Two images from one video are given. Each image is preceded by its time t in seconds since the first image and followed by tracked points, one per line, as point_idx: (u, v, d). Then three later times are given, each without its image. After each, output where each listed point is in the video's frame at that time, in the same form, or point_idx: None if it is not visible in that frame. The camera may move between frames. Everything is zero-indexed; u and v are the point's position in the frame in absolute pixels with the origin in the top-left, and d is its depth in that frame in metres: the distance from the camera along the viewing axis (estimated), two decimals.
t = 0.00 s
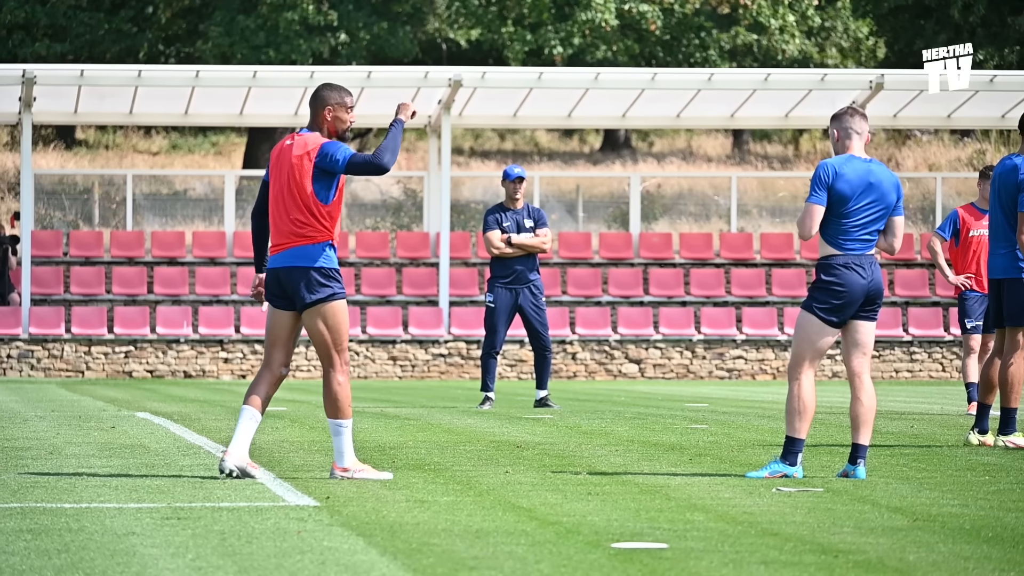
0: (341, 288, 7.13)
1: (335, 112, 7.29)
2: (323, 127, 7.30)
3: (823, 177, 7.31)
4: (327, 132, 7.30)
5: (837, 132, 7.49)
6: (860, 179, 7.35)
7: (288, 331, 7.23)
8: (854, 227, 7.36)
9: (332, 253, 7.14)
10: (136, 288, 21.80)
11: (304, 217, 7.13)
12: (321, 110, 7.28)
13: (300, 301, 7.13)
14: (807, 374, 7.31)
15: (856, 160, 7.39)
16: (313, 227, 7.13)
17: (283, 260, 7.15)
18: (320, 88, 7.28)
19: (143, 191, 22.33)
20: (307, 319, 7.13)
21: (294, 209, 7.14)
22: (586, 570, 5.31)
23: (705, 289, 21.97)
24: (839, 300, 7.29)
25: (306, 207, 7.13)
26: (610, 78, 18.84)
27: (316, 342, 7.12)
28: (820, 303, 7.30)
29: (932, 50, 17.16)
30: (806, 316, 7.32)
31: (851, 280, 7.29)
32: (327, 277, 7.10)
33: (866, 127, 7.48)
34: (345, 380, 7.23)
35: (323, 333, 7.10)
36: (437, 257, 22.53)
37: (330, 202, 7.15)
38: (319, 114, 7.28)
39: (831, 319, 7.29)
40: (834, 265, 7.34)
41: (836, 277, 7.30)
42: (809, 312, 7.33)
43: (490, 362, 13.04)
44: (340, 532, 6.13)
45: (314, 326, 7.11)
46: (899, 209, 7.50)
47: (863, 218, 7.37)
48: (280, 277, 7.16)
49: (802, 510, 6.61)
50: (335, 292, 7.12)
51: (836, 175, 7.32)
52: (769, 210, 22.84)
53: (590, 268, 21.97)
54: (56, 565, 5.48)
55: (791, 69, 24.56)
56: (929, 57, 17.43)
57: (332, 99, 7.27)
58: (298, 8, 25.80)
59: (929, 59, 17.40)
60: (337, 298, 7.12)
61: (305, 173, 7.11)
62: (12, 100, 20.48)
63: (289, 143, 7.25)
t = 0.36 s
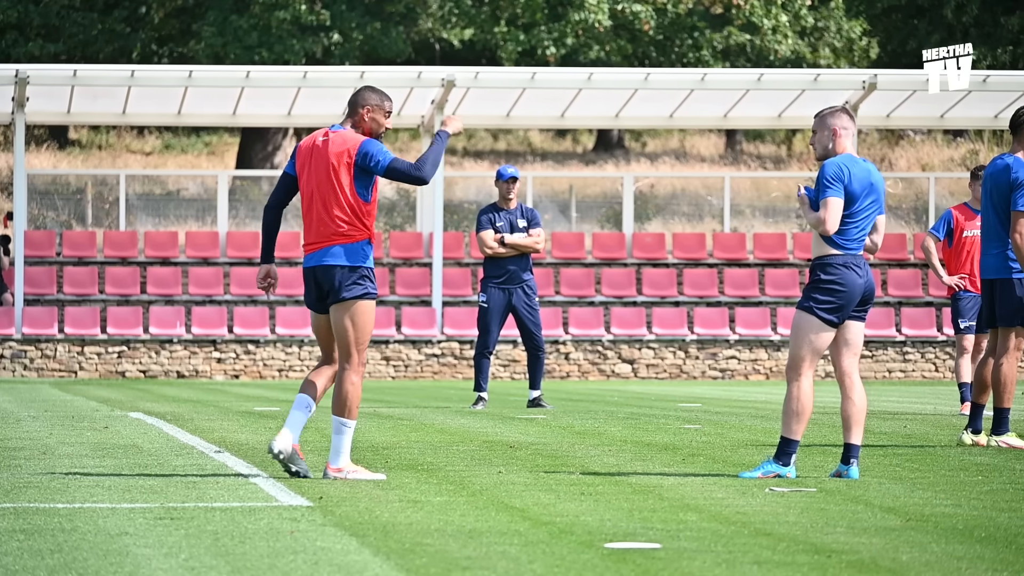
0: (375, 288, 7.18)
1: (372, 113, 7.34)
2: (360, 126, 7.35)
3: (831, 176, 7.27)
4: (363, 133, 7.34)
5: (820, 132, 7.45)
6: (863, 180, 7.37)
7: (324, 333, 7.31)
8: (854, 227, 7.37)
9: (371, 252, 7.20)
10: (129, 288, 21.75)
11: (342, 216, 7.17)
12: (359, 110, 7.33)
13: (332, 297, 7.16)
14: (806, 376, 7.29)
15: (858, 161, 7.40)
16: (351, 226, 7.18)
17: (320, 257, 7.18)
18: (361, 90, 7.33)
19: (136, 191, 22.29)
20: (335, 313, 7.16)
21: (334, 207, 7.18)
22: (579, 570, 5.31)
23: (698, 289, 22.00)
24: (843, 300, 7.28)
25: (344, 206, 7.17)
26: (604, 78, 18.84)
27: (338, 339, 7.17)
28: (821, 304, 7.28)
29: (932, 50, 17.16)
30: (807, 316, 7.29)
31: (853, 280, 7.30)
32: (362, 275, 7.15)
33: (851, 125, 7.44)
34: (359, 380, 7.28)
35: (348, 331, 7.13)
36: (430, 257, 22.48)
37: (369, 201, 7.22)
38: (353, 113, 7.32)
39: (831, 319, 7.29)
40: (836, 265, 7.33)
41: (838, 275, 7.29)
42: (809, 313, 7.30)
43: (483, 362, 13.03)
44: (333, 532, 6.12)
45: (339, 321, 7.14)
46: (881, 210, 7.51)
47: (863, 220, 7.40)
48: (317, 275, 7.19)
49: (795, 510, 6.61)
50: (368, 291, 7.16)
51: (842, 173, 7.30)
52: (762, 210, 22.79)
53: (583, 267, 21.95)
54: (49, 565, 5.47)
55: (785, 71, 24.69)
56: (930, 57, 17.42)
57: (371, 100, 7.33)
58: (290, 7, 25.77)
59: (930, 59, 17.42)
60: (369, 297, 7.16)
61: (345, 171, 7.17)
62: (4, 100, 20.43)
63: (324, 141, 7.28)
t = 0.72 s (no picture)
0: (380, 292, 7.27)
1: (389, 114, 7.45)
2: (376, 127, 7.47)
3: (818, 176, 7.27)
4: (379, 134, 7.47)
5: (805, 130, 7.43)
6: (850, 180, 7.36)
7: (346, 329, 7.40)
8: (841, 227, 7.37)
9: (382, 256, 7.32)
10: (116, 288, 21.63)
11: (356, 216, 7.26)
12: (377, 112, 7.44)
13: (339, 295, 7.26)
14: (795, 374, 7.28)
15: (845, 162, 7.39)
16: (364, 229, 7.28)
17: (332, 258, 7.30)
18: (378, 90, 7.44)
19: (123, 191, 22.26)
20: (341, 313, 7.25)
21: (347, 208, 7.26)
22: (568, 570, 5.29)
23: (686, 289, 21.98)
24: (829, 300, 7.28)
25: (359, 208, 7.26)
26: (592, 79, 18.82)
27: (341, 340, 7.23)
28: (806, 304, 7.28)
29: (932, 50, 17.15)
30: (792, 316, 7.30)
31: (839, 280, 7.30)
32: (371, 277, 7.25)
33: (833, 124, 7.41)
34: (353, 381, 7.29)
35: (349, 331, 7.20)
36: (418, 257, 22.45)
37: (381, 204, 7.32)
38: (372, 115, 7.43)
39: (818, 318, 7.29)
40: (822, 264, 7.33)
41: (824, 275, 7.30)
42: (793, 312, 7.30)
43: (470, 362, 13.02)
44: (321, 532, 6.10)
45: (343, 322, 7.22)
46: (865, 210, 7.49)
47: (851, 219, 7.39)
48: (329, 277, 7.33)
49: (783, 510, 6.61)
50: (373, 294, 7.25)
51: (827, 173, 7.29)
52: (750, 210, 22.79)
53: (571, 267, 21.95)
54: (37, 565, 5.44)
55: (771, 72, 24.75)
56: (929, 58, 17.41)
57: (388, 101, 7.43)
58: (278, 7, 25.82)
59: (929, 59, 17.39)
60: (374, 300, 7.25)
61: (361, 172, 7.26)
62: None
63: (341, 142, 7.37)
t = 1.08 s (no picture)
0: (395, 289, 7.30)
1: (401, 114, 7.48)
2: (389, 127, 7.51)
3: (791, 176, 7.28)
4: (393, 134, 7.51)
5: (788, 131, 7.43)
6: (824, 179, 7.35)
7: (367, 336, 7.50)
8: (816, 227, 7.36)
9: (396, 254, 7.35)
10: (99, 289, 21.55)
11: (367, 214, 7.32)
12: (387, 111, 7.49)
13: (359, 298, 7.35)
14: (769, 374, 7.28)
15: (819, 161, 7.39)
16: (374, 227, 7.32)
17: (348, 260, 7.39)
18: (391, 90, 7.48)
19: (105, 191, 22.04)
20: (368, 311, 7.34)
21: (359, 208, 7.33)
22: (550, 570, 5.27)
23: (668, 289, 21.96)
24: (804, 301, 7.26)
25: (367, 206, 7.32)
26: (573, 79, 18.78)
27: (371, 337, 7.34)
28: (782, 304, 7.25)
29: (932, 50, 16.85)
30: (767, 317, 7.29)
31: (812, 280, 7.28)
32: (384, 276, 7.29)
33: (814, 124, 7.40)
34: (381, 374, 7.28)
35: (381, 327, 7.29)
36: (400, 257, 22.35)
37: (393, 202, 7.35)
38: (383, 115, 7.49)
39: (795, 319, 7.27)
40: (797, 265, 7.33)
41: (797, 274, 7.29)
42: (769, 312, 7.29)
43: (452, 363, 12.99)
44: (303, 533, 6.06)
45: (373, 320, 7.32)
46: (851, 207, 7.51)
47: (826, 219, 7.38)
48: (347, 276, 7.39)
49: (765, 510, 6.60)
50: (389, 292, 7.29)
51: (800, 172, 7.30)
52: (732, 210, 22.69)
53: (553, 268, 21.92)
54: (17, 566, 5.40)
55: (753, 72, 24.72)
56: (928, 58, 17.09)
57: (401, 101, 7.47)
58: (259, 9, 25.72)
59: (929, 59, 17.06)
60: (393, 298, 7.29)
61: (367, 172, 7.31)
62: None
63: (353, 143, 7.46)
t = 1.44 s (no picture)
0: (396, 288, 7.29)
1: (392, 115, 7.43)
2: (380, 128, 7.48)
3: (760, 176, 7.25)
4: (384, 135, 7.49)
5: (758, 133, 7.41)
6: (794, 180, 7.35)
7: (359, 334, 7.47)
8: (786, 228, 7.34)
9: (388, 252, 7.33)
10: (68, 291, 21.25)
11: (361, 214, 7.30)
12: (377, 111, 7.46)
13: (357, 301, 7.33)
14: (739, 376, 7.28)
15: (790, 162, 7.38)
16: (367, 227, 7.31)
17: (339, 260, 7.36)
18: (383, 92, 7.43)
19: (74, 193, 21.89)
20: (370, 316, 7.33)
21: (353, 208, 7.30)
22: (519, 571, 5.23)
23: (637, 291, 21.92)
24: (776, 301, 7.25)
25: (360, 207, 7.30)
26: (543, 80, 18.74)
27: (383, 339, 7.35)
28: (752, 305, 7.25)
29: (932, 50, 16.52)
30: (737, 318, 7.28)
31: (784, 281, 7.26)
32: (381, 275, 7.28)
33: (784, 125, 7.39)
34: (411, 373, 7.45)
35: (388, 331, 7.32)
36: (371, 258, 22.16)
37: (384, 202, 7.32)
38: (373, 115, 7.46)
39: (765, 319, 7.26)
40: (768, 266, 7.30)
41: (768, 275, 7.27)
42: (739, 314, 7.28)
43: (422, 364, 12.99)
44: (273, 534, 5.99)
45: (376, 325, 7.32)
46: (821, 209, 7.50)
47: (796, 220, 7.37)
48: (341, 277, 7.36)
49: (734, 511, 6.58)
50: (390, 290, 7.29)
51: (769, 173, 7.28)
52: (701, 211, 22.77)
53: (522, 269, 21.88)
54: None
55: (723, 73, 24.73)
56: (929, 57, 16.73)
57: (392, 103, 7.41)
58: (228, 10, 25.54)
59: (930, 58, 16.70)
60: (394, 295, 7.29)
61: (357, 173, 7.29)
62: None
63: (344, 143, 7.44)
